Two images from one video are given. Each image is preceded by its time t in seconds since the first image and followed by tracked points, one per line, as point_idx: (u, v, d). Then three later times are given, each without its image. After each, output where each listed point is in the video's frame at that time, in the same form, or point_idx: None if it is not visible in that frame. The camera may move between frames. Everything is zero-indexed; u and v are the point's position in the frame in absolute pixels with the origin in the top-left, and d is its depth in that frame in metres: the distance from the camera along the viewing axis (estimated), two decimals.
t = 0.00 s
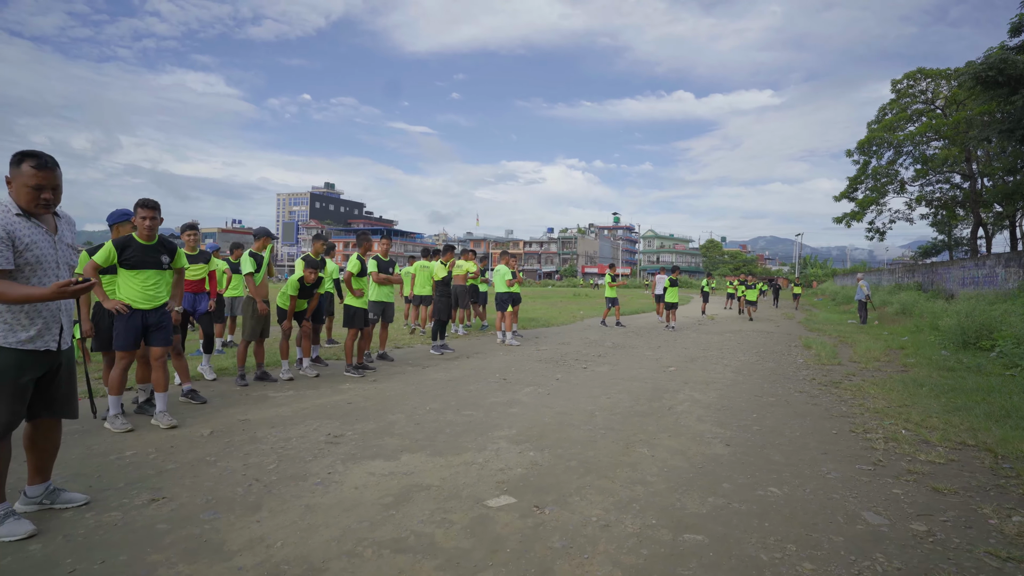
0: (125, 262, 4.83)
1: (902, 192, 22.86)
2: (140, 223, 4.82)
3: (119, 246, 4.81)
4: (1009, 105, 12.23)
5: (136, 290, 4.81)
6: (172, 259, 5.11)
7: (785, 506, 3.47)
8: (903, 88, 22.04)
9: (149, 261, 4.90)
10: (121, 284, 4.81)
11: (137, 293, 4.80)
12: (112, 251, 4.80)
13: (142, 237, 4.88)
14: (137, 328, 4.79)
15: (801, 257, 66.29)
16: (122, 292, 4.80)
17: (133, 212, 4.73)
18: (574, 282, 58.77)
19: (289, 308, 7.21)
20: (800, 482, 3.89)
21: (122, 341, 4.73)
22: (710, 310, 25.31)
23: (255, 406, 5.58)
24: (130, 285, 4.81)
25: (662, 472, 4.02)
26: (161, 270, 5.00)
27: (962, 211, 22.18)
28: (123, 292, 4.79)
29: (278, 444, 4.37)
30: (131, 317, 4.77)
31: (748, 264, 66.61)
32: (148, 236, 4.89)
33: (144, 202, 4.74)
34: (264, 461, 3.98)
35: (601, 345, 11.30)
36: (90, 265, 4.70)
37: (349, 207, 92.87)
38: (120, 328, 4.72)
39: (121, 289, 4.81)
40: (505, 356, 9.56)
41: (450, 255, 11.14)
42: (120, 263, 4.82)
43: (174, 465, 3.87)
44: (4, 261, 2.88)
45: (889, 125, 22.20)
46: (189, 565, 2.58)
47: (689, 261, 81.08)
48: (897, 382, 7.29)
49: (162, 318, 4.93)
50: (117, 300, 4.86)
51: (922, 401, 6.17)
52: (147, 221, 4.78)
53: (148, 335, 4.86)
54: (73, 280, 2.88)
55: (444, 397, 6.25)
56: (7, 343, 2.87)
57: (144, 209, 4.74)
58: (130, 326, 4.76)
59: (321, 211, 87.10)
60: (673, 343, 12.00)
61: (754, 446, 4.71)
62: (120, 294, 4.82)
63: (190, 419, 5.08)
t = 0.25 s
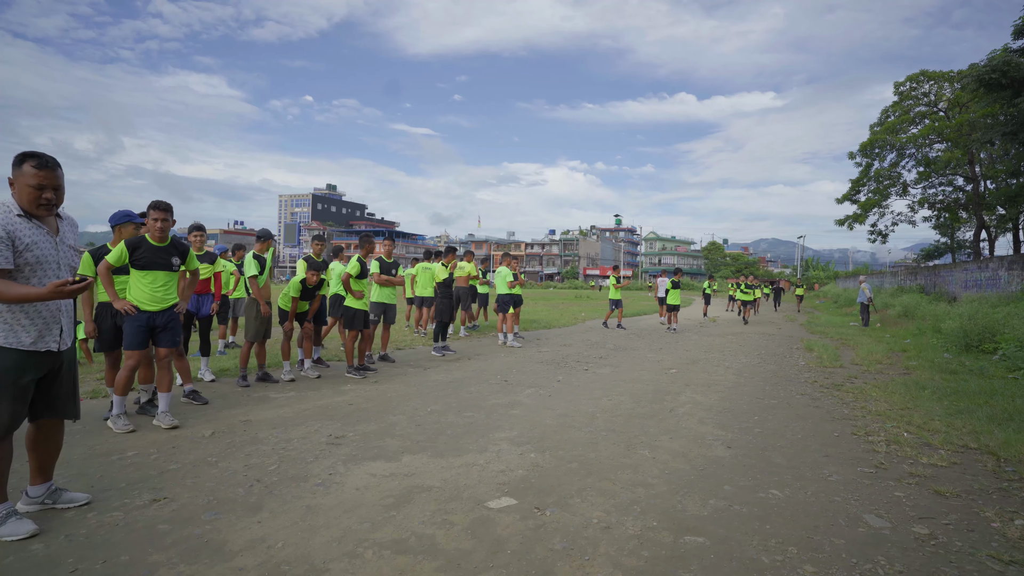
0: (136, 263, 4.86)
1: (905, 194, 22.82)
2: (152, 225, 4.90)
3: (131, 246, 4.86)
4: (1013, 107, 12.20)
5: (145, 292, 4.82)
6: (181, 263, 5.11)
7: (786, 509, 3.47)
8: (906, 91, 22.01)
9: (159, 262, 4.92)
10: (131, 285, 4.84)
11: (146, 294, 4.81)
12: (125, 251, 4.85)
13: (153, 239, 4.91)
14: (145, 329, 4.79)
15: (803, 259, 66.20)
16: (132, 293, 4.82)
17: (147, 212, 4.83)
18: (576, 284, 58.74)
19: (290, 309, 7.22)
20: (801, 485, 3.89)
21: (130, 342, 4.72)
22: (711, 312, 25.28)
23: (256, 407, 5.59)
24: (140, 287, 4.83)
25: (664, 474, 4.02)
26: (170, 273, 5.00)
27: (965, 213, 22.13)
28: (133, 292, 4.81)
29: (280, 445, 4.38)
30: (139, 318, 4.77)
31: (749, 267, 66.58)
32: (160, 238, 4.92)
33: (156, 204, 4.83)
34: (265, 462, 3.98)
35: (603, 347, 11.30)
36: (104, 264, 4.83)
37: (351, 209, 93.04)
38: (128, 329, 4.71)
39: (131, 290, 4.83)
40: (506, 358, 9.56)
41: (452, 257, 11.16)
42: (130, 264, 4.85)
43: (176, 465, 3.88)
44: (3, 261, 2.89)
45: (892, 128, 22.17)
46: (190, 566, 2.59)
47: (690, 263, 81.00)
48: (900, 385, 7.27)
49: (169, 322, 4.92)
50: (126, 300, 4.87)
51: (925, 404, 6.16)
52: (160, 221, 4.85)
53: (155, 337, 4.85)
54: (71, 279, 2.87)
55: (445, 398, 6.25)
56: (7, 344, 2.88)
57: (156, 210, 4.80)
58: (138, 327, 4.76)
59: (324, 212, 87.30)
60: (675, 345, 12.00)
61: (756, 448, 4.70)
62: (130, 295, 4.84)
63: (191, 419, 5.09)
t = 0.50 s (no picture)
0: (145, 263, 4.88)
1: (910, 194, 22.71)
2: (164, 226, 4.91)
3: (140, 246, 4.88)
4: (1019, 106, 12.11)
5: (155, 292, 4.83)
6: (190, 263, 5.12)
7: (790, 510, 3.45)
8: (912, 90, 21.90)
9: (168, 262, 4.93)
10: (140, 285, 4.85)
11: (155, 294, 4.83)
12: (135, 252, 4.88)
13: (163, 239, 4.93)
14: (154, 329, 4.80)
15: (808, 259, 65.93)
16: (142, 294, 4.84)
17: (158, 213, 4.87)
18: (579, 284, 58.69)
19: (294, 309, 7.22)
20: (805, 486, 3.87)
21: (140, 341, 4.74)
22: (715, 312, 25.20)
23: (260, 406, 5.60)
24: (149, 287, 4.84)
25: (667, 474, 4.01)
26: (179, 274, 5.01)
27: (971, 213, 22.00)
28: (144, 293, 4.83)
29: (283, 445, 4.38)
30: (148, 318, 4.78)
31: (753, 267, 66.39)
32: (169, 238, 4.94)
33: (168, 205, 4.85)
34: (268, 461, 3.99)
35: (606, 347, 11.28)
36: (115, 266, 4.83)
37: (355, 208, 93.23)
38: (136, 328, 4.73)
39: (140, 290, 4.85)
40: (510, 358, 9.55)
41: (456, 257, 11.15)
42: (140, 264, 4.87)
43: (179, 464, 3.89)
44: (12, 259, 2.91)
45: (897, 127, 22.05)
46: (192, 565, 2.59)
47: (694, 263, 80.80)
48: (905, 386, 7.23)
49: (178, 322, 4.94)
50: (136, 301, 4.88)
51: (930, 405, 6.12)
52: (169, 223, 4.87)
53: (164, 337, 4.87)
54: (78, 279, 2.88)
55: (448, 398, 6.25)
56: (14, 341, 2.90)
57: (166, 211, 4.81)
58: (147, 327, 4.77)
59: (328, 212, 87.55)
60: (678, 345, 11.97)
61: (760, 449, 4.68)
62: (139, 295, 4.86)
63: (195, 419, 5.10)
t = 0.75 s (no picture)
0: (152, 263, 4.88)
1: (914, 195, 22.65)
2: (174, 227, 4.96)
3: (146, 246, 4.87)
4: None
5: (162, 292, 4.84)
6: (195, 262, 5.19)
7: (793, 512, 3.44)
8: (915, 91, 21.86)
9: (176, 262, 4.96)
10: (147, 286, 4.84)
11: (163, 294, 4.84)
12: (141, 252, 4.84)
13: (171, 240, 4.97)
14: (161, 329, 4.80)
15: (811, 260, 65.74)
16: (149, 294, 4.82)
17: (167, 214, 4.92)
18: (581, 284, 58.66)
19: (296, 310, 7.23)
20: (808, 487, 3.86)
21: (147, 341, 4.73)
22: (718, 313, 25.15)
23: (262, 407, 5.61)
24: (157, 287, 4.84)
25: (669, 476, 4.00)
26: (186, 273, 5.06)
27: (975, 214, 21.93)
28: (151, 293, 4.82)
29: (285, 445, 4.38)
30: (156, 318, 4.78)
31: (756, 268, 66.29)
32: (177, 239, 4.99)
33: (179, 206, 4.91)
34: (270, 462, 3.99)
35: (609, 348, 11.26)
36: (119, 267, 4.76)
37: (358, 209, 93.39)
38: (144, 329, 4.72)
39: (147, 290, 4.82)
40: (512, 359, 9.54)
41: (458, 257, 11.14)
42: (147, 264, 4.86)
43: (181, 464, 3.89)
44: (24, 259, 2.93)
45: (900, 128, 21.99)
46: (194, 565, 2.59)
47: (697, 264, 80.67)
48: (908, 387, 7.21)
49: (186, 321, 4.98)
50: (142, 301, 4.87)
51: (934, 407, 6.09)
52: (181, 223, 4.95)
53: (171, 337, 4.89)
54: (87, 283, 2.98)
55: (450, 399, 6.25)
56: (25, 340, 2.94)
57: (180, 211, 4.91)
58: (155, 327, 4.76)
59: (330, 212, 87.74)
60: (681, 346, 11.95)
61: (763, 451, 4.67)
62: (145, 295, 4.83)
63: (197, 419, 5.11)
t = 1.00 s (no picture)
0: (150, 260, 4.86)
1: (911, 194, 22.71)
2: (174, 224, 4.96)
3: (144, 243, 4.83)
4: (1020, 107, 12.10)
5: (162, 290, 4.84)
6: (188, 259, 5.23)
7: (788, 508, 3.45)
8: (913, 90, 21.89)
9: (174, 259, 4.97)
10: (143, 283, 4.80)
11: (163, 292, 4.84)
12: (139, 248, 4.79)
13: (167, 237, 4.97)
14: (162, 327, 4.78)
15: (808, 258, 65.80)
16: (148, 292, 4.79)
17: (164, 212, 4.92)
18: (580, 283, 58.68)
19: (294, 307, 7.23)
20: (804, 484, 3.87)
21: (147, 339, 4.71)
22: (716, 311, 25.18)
23: (259, 404, 5.60)
24: (155, 285, 4.82)
25: (666, 472, 4.01)
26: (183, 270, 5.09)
27: (971, 213, 22.00)
28: (150, 291, 4.79)
29: (282, 442, 4.38)
30: (157, 316, 4.76)
31: (754, 266, 66.47)
32: (174, 236, 5.00)
33: (179, 203, 4.95)
34: (267, 459, 3.99)
35: (606, 346, 11.27)
36: (114, 262, 4.55)
37: (356, 207, 93.24)
38: (145, 327, 4.68)
39: (145, 287, 4.79)
40: (509, 356, 9.54)
41: (456, 255, 11.10)
42: (145, 262, 4.84)
43: (178, 462, 3.89)
44: (31, 252, 2.96)
45: (898, 127, 22.02)
46: (191, 563, 2.59)
47: (694, 262, 80.75)
48: (904, 385, 7.24)
49: (185, 318, 5.01)
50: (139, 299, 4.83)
51: (929, 404, 6.12)
52: (180, 220, 4.97)
53: (170, 334, 4.89)
54: (96, 279, 3.04)
55: (447, 396, 6.25)
56: (28, 335, 2.95)
57: (179, 208, 4.95)
58: (156, 325, 4.74)
59: (328, 210, 87.62)
60: (678, 344, 11.97)
61: (759, 448, 4.68)
62: (143, 293, 4.79)
63: (194, 416, 5.11)
